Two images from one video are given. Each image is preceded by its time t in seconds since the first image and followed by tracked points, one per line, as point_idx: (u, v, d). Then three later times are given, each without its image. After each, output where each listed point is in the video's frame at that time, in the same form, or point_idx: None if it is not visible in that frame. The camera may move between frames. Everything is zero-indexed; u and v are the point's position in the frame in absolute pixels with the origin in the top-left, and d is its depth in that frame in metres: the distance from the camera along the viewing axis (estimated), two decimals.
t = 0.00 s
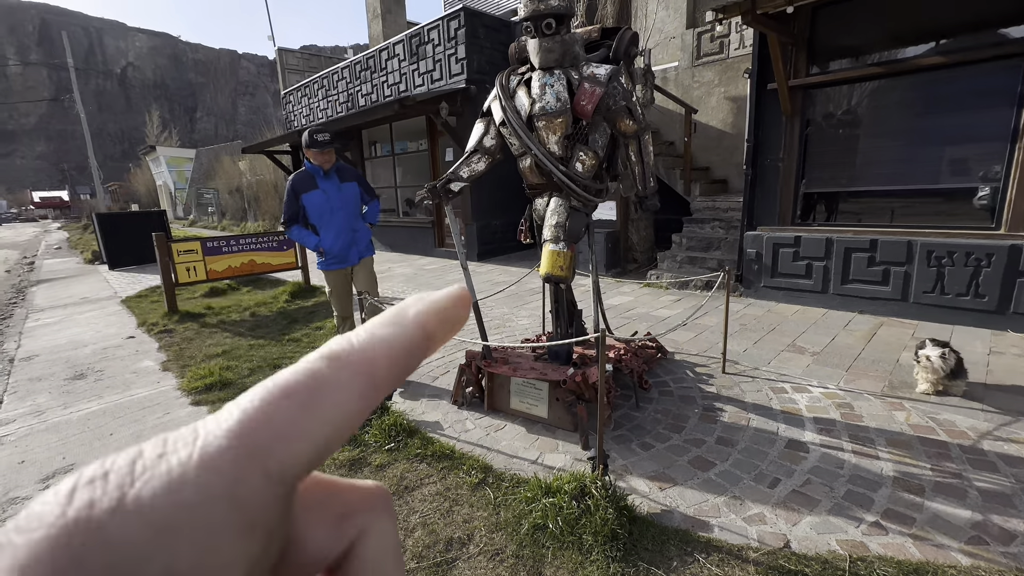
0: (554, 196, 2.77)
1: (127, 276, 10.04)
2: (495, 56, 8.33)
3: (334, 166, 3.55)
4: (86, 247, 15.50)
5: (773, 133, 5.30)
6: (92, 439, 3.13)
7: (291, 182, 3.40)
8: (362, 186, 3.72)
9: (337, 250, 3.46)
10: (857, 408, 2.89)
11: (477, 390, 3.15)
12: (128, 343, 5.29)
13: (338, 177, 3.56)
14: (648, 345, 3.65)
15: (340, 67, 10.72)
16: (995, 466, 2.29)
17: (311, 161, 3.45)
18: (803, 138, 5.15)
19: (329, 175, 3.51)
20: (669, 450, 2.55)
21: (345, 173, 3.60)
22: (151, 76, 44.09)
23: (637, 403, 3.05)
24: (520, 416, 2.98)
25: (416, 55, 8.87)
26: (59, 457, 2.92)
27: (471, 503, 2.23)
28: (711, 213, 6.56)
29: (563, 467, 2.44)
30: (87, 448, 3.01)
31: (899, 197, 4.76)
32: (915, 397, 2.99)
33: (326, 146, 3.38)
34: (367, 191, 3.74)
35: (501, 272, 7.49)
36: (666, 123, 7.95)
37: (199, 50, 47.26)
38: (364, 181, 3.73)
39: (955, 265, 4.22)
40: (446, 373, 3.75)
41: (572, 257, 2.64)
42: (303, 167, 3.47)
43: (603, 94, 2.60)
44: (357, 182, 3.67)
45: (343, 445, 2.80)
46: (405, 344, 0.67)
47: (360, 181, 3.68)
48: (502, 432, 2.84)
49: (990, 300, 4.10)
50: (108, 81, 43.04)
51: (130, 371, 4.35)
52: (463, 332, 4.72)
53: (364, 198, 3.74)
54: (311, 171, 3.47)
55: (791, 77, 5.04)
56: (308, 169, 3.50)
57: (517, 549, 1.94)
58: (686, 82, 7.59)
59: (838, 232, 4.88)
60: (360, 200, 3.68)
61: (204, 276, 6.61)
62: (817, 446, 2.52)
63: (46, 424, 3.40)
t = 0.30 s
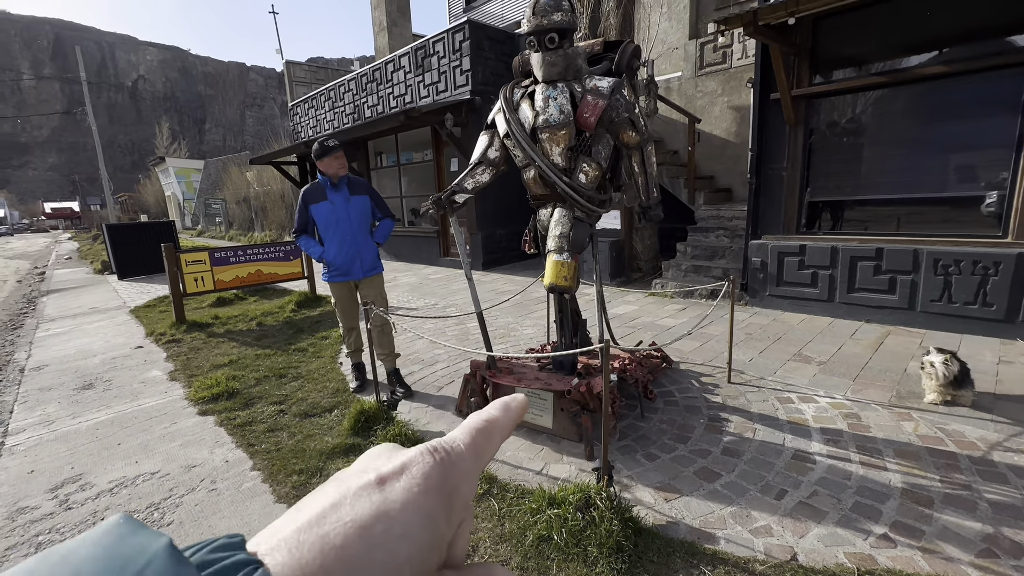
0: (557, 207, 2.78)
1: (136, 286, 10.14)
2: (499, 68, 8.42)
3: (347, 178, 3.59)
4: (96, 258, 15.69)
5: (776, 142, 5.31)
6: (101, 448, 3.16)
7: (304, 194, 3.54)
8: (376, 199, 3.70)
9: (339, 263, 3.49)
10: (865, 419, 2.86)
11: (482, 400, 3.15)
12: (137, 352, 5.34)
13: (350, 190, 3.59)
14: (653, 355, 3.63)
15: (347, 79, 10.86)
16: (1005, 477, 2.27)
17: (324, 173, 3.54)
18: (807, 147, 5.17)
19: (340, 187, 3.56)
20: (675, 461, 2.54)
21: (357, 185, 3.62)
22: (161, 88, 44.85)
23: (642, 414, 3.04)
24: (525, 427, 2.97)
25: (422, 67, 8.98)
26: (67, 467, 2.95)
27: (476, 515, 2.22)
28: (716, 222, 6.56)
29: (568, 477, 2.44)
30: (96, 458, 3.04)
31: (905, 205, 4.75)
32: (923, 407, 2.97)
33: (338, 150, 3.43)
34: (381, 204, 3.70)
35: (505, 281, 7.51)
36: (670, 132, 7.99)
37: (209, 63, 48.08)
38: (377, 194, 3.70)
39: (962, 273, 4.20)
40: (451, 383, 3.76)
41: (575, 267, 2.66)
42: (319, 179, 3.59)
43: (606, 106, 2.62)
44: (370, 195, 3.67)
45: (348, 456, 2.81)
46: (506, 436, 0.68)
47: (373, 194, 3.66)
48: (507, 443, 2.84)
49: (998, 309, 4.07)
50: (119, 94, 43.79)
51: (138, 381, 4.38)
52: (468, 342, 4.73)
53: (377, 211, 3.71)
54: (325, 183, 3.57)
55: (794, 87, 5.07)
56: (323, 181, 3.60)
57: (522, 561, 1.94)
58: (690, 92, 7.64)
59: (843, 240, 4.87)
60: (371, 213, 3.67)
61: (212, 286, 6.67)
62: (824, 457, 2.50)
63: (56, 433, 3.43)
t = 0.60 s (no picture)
0: (561, 220, 2.81)
1: (142, 297, 10.22)
2: (503, 82, 8.53)
3: (365, 190, 3.63)
4: (103, 269, 15.82)
5: (779, 156, 5.34)
6: (105, 461, 3.16)
7: (321, 204, 3.53)
8: (392, 212, 3.77)
9: (356, 274, 3.51)
10: (872, 433, 2.84)
11: (485, 413, 3.15)
12: (142, 364, 5.36)
13: (367, 202, 3.63)
14: (657, 368, 3.62)
15: (353, 93, 11.03)
16: (1014, 494, 2.24)
17: (342, 184, 3.56)
18: (809, 160, 5.19)
19: (358, 198, 3.59)
20: (679, 475, 2.52)
21: (374, 197, 3.67)
22: (170, 103, 45.59)
23: (646, 427, 3.03)
24: (529, 440, 2.97)
25: (427, 82, 9.11)
26: (71, 479, 2.95)
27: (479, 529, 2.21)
28: (719, 234, 6.57)
29: (572, 492, 2.43)
30: (100, 470, 3.04)
31: (908, 218, 4.76)
32: (930, 422, 2.94)
33: (358, 159, 3.49)
34: (396, 217, 3.77)
35: (509, 293, 7.52)
36: (672, 145, 8.05)
37: (218, 78, 48.90)
38: (394, 207, 3.78)
39: (967, 286, 4.19)
40: (454, 396, 3.75)
41: (579, 280, 2.66)
42: (335, 190, 3.59)
43: (609, 121, 2.66)
44: (386, 207, 3.73)
45: (351, 468, 2.80)
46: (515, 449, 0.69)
47: (389, 206, 3.72)
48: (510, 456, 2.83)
49: (1005, 322, 4.04)
50: (129, 108, 44.51)
51: (143, 393, 4.40)
52: (471, 354, 4.72)
53: (392, 224, 3.78)
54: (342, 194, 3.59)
55: (796, 101, 5.11)
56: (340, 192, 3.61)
57: None
58: (692, 106, 7.70)
59: (847, 253, 4.87)
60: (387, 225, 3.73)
61: (217, 298, 6.71)
62: (831, 472, 2.48)
63: (61, 445, 3.44)
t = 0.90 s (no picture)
0: (563, 235, 2.82)
1: (145, 309, 10.25)
2: (506, 99, 8.65)
3: (381, 204, 3.67)
4: (107, 281, 15.89)
5: (779, 172, 5.37)
6: (104, 474, 3.15)
7: (338, 217, 3.50)
8: (406, 226, 3.81)
9: (376, 287, 3.50)
10: (877, 451, 2.81)
11: (487, 428, 3.13)
12: (143, 377, 5.35)
13: (383, 215, 3.66)
14: (659, 383, 3.61)
15: (358, 109, 11.18)
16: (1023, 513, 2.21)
17: (360, 197, 3.56)
18: (810, 176, 5.23)
19: (375, 212, 3.62)
20: (683, 492, 2.50)
21: (390, 211, 3.70)
22: (178, 118, 46.28)
23: (649, 443, 3.00)
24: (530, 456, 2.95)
25: (431, 98, 9.24)
26: (70, 492, 2.94)
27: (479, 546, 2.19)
28: (721, 249, 6.58)
29: (573, 508, 2.40)
30: (98, 484, 3.02)
31: (910, 233, 4.77)
32: (936, 439, 2.91)
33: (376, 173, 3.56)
34: (411, 232, 3.81)
35: (511, 307, 7.52)
36: (673, 161, 8.12)
37: (225, 93, 49.69)
38: (409, 222, 3.82)
39: (970, 302, 4.17)
40: (456, 411, 3.73)
41: (581, 294, 2.67)
42: (352, 203, 3.58)
43: (610, 138, 2.69)
44: (402, 221, 3.77)
45: (350, 483, 2.78)
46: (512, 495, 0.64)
47: (405, 220, 3.77)
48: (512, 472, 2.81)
49: (1009, 338, 4.01)
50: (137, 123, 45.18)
51: (143, 406, 4.39)
52: (472, 368, 4.71)
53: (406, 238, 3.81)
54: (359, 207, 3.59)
55: (795, 118, 5.16)
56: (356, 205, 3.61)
57: None
58: (693, 122, 7.79)
59: (849, 268, 4.88)
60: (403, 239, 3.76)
61: (220, 310, 6.73)
62: (836, 490, 2.45)
63: (60, 458, 3.43)
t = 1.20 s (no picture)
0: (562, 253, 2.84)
1: (146, 322, 10.26)
2: (508, 117, 8.77)
3: (389, 221, 3.71)
4: (108, 293, 15.91)
5: (778, 190, 5.42)
6: (99, 490, 3.12)
7: (346, 232, 3.52)
8: (412, 244, 3.84)
9: (381, 303, 3.50)
10: (879, 472, 2.78)
11: (486, 445, 3.12)
12: (141, 391, 5.34)
13: (391, 232, 3.70)
14: (659, 401, 3.59)
15: (362, 125, 11.33)
16: None
17: (368, 213, 3.60)
18: (808, 194, 5.28)
19: (383, 229, 3.65)
20: (682, 513, 2.47)
21: (398, 228, 3.74)
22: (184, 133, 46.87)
23: (648, 462, 2.98)
24: (530, 475, 2.92)
25: (434, 116, 9.37)
26: (64, 508, 2.91)
27: (476, 566, 2.16)
28: (721, 266, 6.60)
29: (572, 528, 2.38)
30: (93, 500, 3.00)
31: (909, 252, 4.79)
32: (938, 460, 2.88)
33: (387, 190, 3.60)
34: (417, 249, 3.84)
35: (511, 323, 7.51)
36: (673, 179, 8.19)
37: (231, 109, 50.40)
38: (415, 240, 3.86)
39: (970, 321, 4.17)
40: (454, 428, 3.71)
41: (580, 312, 2.68)
42: (360, 219, 3.62)
43: (609, 158, 2.73)
44: (408, 239, 3.81)
45: (347, 501, 2.75)
46: None
47: (411, 238, 3.81)
48: (510, 490, 2.79)
49: (1010, 358, 4.00)
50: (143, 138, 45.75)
51: (141, 420, 4.37)
52: (472, 385, 4.69)
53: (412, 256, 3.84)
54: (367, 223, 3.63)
55: (793, 137, 5.23)
56: (364, 221, 3.64)
57: None
58: (692, 141, 7.88)
59: (848, 287, 4.89)
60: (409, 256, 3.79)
61: (220, 324, 6.73)
62: (837, 512, 2.42)
63: (56, 472, 3.41)
